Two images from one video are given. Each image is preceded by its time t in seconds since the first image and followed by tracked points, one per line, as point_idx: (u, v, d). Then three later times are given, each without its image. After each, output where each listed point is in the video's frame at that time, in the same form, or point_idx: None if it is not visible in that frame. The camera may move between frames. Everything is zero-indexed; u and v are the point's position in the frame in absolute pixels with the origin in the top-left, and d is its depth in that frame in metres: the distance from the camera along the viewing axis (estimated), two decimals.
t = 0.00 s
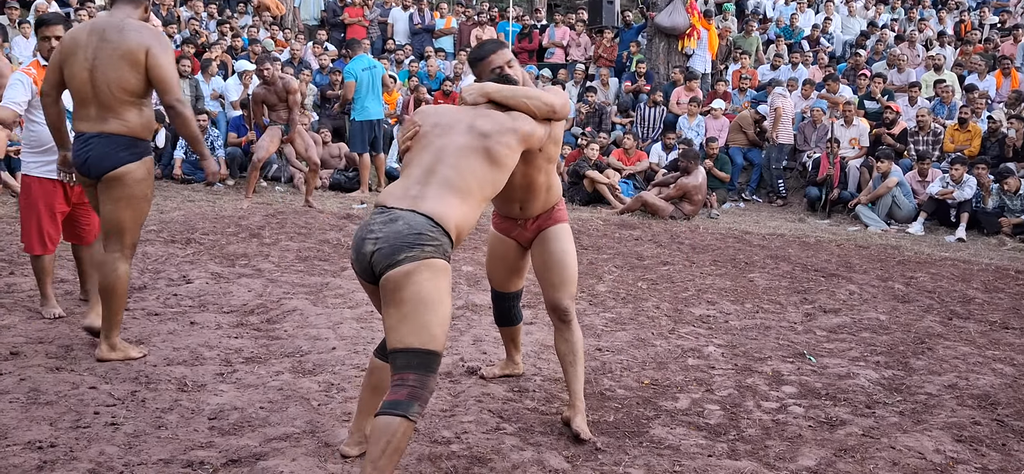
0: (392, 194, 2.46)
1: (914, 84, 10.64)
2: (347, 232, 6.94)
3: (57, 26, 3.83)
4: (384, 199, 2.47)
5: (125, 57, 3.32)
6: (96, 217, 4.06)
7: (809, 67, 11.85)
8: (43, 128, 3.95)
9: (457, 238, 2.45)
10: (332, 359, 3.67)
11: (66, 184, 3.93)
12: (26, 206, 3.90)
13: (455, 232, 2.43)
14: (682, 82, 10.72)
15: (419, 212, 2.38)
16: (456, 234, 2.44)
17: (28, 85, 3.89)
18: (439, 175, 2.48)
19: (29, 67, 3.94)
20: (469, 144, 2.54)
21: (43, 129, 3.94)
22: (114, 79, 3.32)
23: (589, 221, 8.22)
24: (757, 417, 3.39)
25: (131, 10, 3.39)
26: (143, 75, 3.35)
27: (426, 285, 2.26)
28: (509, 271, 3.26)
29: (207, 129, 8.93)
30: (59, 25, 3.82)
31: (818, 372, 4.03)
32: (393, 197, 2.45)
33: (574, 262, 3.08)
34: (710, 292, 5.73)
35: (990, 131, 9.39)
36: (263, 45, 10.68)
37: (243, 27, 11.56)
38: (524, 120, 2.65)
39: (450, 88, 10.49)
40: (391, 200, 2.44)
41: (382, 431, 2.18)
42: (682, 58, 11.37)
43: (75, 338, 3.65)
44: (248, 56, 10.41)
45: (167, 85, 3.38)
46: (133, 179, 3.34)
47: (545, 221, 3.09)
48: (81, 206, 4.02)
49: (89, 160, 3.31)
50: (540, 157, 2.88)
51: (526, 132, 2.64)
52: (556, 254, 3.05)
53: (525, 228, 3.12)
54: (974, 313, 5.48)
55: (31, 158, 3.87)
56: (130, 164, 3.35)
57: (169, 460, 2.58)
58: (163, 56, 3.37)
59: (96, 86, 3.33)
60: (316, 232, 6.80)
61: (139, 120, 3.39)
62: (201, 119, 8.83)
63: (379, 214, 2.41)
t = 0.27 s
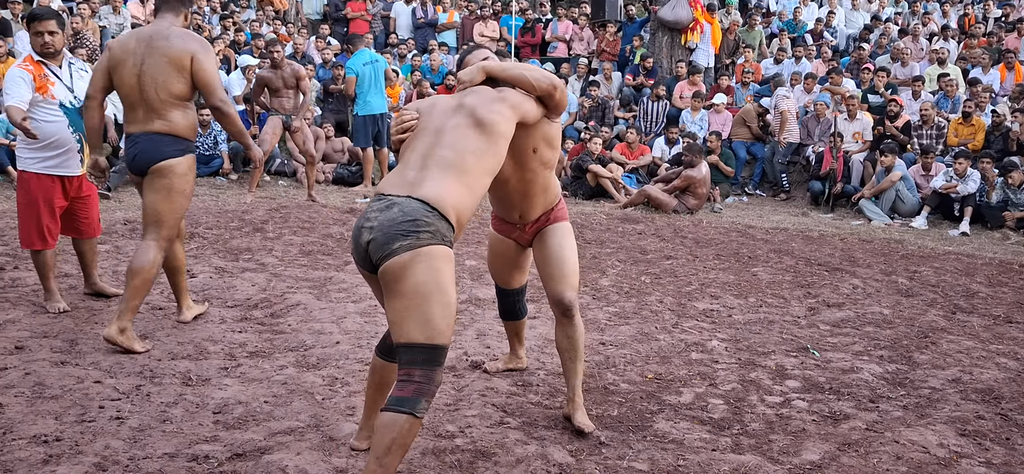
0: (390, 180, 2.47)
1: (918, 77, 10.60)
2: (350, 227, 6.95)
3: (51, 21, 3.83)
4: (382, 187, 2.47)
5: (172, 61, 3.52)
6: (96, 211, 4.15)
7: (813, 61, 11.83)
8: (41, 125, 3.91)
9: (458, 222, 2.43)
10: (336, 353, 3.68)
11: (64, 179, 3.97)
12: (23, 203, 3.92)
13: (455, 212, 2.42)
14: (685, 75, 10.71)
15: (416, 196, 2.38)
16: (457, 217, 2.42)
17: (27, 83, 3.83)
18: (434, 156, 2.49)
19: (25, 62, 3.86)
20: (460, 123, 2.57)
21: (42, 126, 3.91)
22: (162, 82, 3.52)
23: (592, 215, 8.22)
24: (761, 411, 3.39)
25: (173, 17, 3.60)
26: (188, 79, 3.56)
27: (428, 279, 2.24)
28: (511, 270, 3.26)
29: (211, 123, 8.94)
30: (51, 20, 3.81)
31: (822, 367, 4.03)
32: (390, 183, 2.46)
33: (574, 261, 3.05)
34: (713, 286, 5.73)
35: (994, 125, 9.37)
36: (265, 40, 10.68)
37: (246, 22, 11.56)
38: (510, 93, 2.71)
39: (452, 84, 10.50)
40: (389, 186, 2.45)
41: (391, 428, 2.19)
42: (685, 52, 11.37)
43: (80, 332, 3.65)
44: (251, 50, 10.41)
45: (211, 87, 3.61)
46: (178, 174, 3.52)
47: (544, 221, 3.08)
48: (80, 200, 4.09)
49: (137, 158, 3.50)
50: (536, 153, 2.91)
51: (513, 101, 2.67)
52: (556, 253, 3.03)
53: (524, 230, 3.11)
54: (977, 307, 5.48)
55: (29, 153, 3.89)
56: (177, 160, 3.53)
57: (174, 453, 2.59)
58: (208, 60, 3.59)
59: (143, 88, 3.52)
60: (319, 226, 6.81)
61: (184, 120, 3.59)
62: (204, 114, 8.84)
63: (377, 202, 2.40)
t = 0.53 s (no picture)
0: (390, 177, 2.46)
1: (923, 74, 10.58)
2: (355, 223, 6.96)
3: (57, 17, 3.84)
4: (382, 184, 2.46)
5: (211, 57, 3.81)
6: (102, 206, 4.18)
7: (818, 57, 11.81)
8: (49, 122, 3.92)
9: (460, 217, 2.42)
10: (342, 349, 3.68)
11: (72, 175, 3.99)
12: (29, 199, 3.92)
13: (460, 203, 2.41)
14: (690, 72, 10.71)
15: (418, 190, 2.37)
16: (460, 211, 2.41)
17: (34, 80, 3.83)
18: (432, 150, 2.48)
19: (29, 60, 3.85)
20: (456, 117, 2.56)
21: (49, 123, 3.92)
22: (203, 76, 3.82)
23: (596, 212, 8.21)
24: (767, 408, 3.39)
25: (211, 13, 3.87)
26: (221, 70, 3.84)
27: (436, 277, 2.23)
28: (513, 279, 3.27)
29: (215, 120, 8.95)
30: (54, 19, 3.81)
31: (827, 363, 4.03)
32: (391, 180, 2.44)
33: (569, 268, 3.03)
34: (718, 282, 5.73)
35: (1000, 121, 9.35)
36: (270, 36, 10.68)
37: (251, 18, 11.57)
38: (507, 92, 2.67)
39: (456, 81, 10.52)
40: (390, 182, 2.44)
41: (398, 425, 2.20)
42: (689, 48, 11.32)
43: (86, 328, 3.66)
44: (255, 47, 10.42)
45: (240, 76, 3.83)
46: (227, 163, 3.91)
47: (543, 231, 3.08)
48: (86, 195, 4.11)
49: (189, 149, 3.84)
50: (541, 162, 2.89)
51: (507, 99, 2.63)
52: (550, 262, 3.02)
53: (524, 240, 3.12)
54: (983, 304, 5.47)
55: (38, 150, 3.90)
56: (224, 149, 3.90)
57: (181, 449, 2.59)
58: (240, 53, 3.86)
59: (186, 82, 3.82)
60: (324, 222, 6.81)
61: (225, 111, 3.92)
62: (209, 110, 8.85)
63: (380, 198, 2.39)
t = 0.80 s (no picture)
0: (399, 177, 2.49)
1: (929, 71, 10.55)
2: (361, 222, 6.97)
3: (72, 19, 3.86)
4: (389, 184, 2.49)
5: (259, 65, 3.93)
6: (106, 206, 4.18)
7: (824, 55, 11.79)
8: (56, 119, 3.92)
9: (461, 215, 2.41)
10: (348, 348, 3.69)
11: (77, 173, 3.99)
12: (37, 197, 3.93)
13: (457, 203, 2.40)
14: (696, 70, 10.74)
15: (418, 189, 2.39)
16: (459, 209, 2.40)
17: (43, 79, 3.84)
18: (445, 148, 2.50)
19: (41, 58, 3.88)
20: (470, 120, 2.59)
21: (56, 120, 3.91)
22: (252, 84, 3.96)
23: (602, 210, 8.20)
24: (774, 407, 3.39)
25: (258, 23, 3.99)
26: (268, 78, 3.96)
27: (427, 272, 2.23)
28: (510, 257, 3.26)
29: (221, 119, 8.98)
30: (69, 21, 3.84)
31: (834, 362, 4.02)
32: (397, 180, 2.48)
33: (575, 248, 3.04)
34: (724, 281, 5.72)
35: (1007, 120, 9.32)
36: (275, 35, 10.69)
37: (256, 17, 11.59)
38: (520, 85, 2.67)
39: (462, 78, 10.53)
40: (395, 182, 2.47)
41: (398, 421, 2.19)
42: (695, 46, 11.36)
43: (94, 327, 3.67)
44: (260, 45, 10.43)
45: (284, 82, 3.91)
46: (271, 164, 4.07)
47: (549, 208, 3.06)
48: (91, 194, 4.11)
49: (240, 151, 3.99)
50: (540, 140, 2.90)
51: (520, 93, 2.63)
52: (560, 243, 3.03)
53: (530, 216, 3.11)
54: (989, 302, 5.46)
55: (44, 147, 3.91)
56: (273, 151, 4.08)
57: (189, 448, 2.60)
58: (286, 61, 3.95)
59: (236, 89, 3.97)
60: (330, 221, 6.83)
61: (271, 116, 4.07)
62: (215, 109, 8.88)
63: (381, 199, 2.43)
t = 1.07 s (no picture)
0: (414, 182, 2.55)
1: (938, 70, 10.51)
2: (369, 221, 6.98)
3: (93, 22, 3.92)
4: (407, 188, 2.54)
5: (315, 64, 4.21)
6: (117, 203, 4.19)
7: (831, 53, 11.75)
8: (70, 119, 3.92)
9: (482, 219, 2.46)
10: (356, 348, 3.69)
11: (90, 173, 3.99)
12: (53, 195, 3.93)
13: (480, 206, 2.46)
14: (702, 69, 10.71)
15: (441, 190, 2.44)
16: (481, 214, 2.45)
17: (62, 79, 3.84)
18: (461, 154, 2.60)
19: (61, 58, 3.87)
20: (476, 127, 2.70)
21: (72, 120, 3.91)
22: (308, 82, 4.22)
23: (609, 210, 8.19)
24: (783, 407, 3.37)
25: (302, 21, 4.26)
26: (321, 76, 4.26)
27: (453, 267, 2.25)
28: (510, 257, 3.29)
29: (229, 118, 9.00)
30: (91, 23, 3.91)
31: (843, 362, 4.00)
32: (413, 183, 2.53)
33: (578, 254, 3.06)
34: (732, 281, 5.70)
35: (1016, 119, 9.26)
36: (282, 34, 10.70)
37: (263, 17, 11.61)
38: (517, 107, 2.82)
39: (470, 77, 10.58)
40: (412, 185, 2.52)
41: (406, 409, 2.13)
42: (702, 45, 11.33)
43: (102, 327, 3.67)
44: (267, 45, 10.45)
45: (340, 85, 4.33)
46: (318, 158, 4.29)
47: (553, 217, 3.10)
48: (103, 192, 4.12)
49: (288, 144, 4.19)
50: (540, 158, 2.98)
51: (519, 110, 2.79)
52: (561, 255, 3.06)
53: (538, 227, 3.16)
54: (1000, 302, 5.43)
55: (58, 148, 3.91)
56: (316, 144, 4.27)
57: (197, 448, 2.60)
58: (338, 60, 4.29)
59: (286, 87, 4.21)
60: (337, 221, 6.83)
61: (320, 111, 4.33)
62: (222, 109, 8.90)
63: (403, 199, 2.47)
